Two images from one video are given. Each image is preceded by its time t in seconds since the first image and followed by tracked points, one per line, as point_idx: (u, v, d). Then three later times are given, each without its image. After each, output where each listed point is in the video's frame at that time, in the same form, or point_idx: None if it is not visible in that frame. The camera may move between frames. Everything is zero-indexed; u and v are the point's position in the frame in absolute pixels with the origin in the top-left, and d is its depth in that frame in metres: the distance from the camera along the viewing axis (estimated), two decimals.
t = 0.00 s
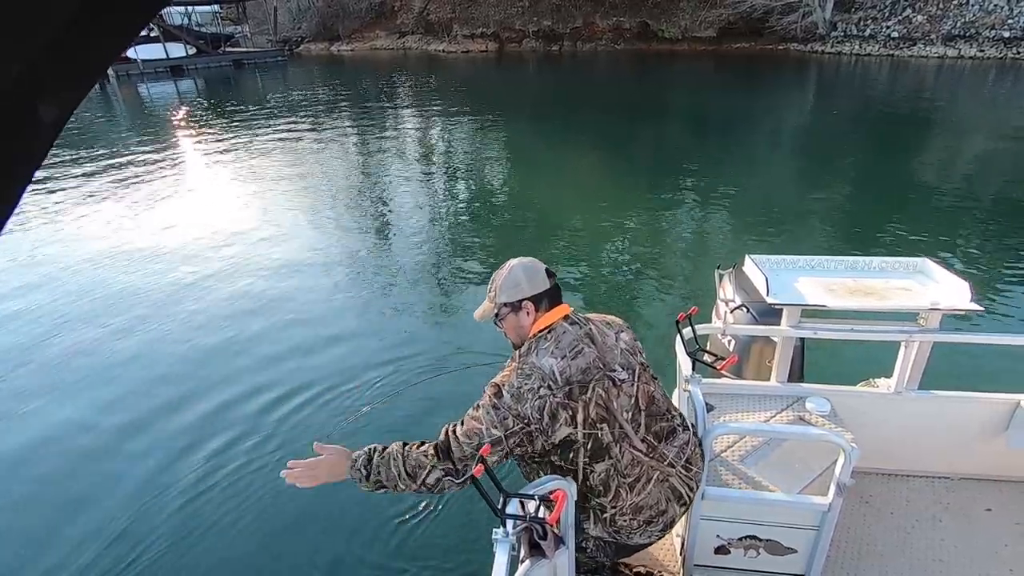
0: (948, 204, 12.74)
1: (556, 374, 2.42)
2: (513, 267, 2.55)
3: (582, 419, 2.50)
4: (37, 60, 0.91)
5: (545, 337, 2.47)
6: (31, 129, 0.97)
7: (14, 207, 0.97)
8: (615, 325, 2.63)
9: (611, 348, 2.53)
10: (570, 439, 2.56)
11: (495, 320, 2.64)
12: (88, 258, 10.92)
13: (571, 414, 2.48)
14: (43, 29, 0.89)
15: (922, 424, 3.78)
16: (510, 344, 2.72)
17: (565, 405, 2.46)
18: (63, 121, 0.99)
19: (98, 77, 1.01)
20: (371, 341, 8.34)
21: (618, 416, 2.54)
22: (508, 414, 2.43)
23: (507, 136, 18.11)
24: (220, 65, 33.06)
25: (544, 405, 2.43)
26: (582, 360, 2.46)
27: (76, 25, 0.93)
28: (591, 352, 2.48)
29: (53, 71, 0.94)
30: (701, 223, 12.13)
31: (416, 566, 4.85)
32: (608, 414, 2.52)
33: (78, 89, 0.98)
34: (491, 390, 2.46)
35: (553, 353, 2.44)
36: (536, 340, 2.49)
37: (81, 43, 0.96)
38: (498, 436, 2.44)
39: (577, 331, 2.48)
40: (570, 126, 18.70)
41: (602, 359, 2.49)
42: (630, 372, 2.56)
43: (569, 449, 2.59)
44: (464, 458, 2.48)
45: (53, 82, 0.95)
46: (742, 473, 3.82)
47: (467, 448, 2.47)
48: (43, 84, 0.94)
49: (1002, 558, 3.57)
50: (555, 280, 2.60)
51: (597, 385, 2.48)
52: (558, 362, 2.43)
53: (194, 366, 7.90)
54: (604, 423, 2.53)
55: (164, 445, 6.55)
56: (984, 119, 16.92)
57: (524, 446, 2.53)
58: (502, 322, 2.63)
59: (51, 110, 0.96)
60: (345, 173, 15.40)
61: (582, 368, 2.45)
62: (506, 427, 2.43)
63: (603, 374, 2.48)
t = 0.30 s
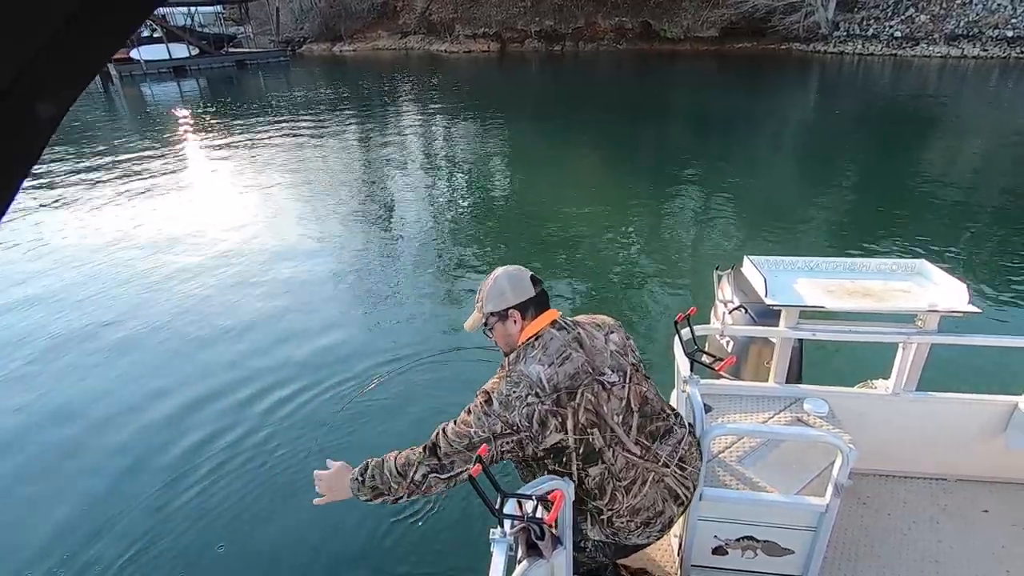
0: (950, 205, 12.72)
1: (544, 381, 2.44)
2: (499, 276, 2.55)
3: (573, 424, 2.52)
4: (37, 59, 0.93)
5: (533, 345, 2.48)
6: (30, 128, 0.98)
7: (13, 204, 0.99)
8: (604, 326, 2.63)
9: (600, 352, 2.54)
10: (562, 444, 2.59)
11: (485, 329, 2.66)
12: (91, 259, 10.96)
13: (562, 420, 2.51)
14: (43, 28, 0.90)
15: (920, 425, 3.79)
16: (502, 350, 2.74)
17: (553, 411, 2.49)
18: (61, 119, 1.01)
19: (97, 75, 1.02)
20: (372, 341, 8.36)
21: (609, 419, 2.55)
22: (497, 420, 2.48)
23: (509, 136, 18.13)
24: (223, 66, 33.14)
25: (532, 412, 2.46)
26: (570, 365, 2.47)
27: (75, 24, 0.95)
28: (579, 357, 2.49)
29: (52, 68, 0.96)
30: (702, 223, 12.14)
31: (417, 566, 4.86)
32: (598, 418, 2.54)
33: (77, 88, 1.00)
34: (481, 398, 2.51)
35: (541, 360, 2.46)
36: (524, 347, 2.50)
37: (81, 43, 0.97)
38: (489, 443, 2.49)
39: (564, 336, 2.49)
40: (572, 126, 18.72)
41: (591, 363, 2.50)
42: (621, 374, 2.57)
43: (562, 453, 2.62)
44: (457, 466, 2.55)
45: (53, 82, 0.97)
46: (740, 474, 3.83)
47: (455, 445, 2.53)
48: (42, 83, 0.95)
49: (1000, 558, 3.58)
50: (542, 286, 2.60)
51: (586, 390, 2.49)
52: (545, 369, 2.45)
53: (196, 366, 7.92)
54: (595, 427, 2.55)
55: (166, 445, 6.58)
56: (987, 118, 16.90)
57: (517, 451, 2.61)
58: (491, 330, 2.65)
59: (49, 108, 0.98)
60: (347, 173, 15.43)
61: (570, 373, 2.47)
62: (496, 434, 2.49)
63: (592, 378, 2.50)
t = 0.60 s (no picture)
0: (954, 204, 12.68)
1: (546, 390, 2.46)
2: (491, 290, 2.59)
3: (577, 431, 2.52)
4: (36, 60, 0.94)
5: (532, 354, 2.51)
6: (31, 130, 0.99)
7: (14, 205, 0.99)
8: (603, 329, 2.64)
9: (600, 356, 2.55)
10: (567, 452, 2.59)
11: (486, 340, 2.71)
12: (95, 258, 11.00)
13: (566, 428, 2.51)
14: (43, 29, 0.91)
15: (921, 424, 3.79)
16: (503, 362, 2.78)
17: (558, 420, 2.49)
18: (61, 120, 1.02)
19: (99, 76, 1.03)
20: (374, 341, 8.35)
21: (612, 423, 2.56)
22: (505, 436, 2.51)
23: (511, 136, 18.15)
24: (226, 66, 33.22)
25: (537, 423, 2.48)
26: (570, 373, 2.48)
27: (75, 23, 0.95)
28: (579, 363, 2.50)
29: (52, 69, 0.97)
30: (706, 223, 12.13)
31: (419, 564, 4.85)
32: (602, 423, 2.54)
33: (78, 89, 1.01)
34: (488, 414, 2.55)
35: (541, 369, 2.48)
36: (523, 358, 2.52)
37: (81, 43, 0.97)
38: (500, 460, 2.51)
39: (564, 343, 2.51)
40: (575, 125, 18.73)
41: (592, 369, 2.51)
42: (622, 377, 2.58)
43: (568, 460, 2.63)
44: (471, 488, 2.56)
45: (53, 81, 0.97)
46: (742, 474, 3.84)
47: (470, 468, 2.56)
48: (43, 84, 0.96)
49: (1002, 558, 3.57)
50: (535, 293, 2.62)
51: (588, 396, 2.50)
52: (546, 378, 2.47)
53: (199, 364, 7.93)
54: (599, 432, 2.55)
55: (168, 443, 6.58)
56: (992, 118, 16.84)
57: (527, 464, 2.62)
58: (491, 340, 2.70)
59: (48, 109, 0.99)
60: (350, 173, 15.46)
61: (571, 381, 2.48)
62: (504, 449, 2.51)
63: (594, 383, 2.50)
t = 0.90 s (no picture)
0: (959, 204, 12.62)
1: (545, 394, 2.46)
2: (484, 298, 2.61)
3: (577, 434, 2.53)
4: (38, 61, 0.90)
5: (531, 358, 2.51)
6: (32, 131, 0.95)
7: (15, 209, 0.96)
8: (602, 331, 2.63)
9: (598, 358, 2.54)
10: (568, 455, 2.59)
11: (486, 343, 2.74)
12: (98, 256, 11.01)
13: (565, 431, 2.52)
14: (42, 28, 0.87)
15: (924, 423, 3.78)
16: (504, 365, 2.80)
17: (557, 424, 2.50)
18: (62, 121, 0.99)
19: (100, 76, 0.99)
20: (377, 339, 8.34)
21: (612, 425, 2.55)
22: (504, 441, 2.51)
23: (515, 135, 18.14)
24: (230, 65, 33.28)
25: (536, 429, 2.49)
26: (568, 376, 2.48)
27: (75, 24, 0.92)
28: (577, 366, 2.50)
29: (53, 73, 0.93)
30: (709, 223, 12.11)
31: (422, 564, 4.82)
32: (601, 426, 2.54)
33: (79, 91, 0.97)
34: (487, 420, 2.56)
35: (539, 374, 2.48)
36: (522, 362, 2.53)
37: (81, 44, 0.94)
38: (500, 465, 2.52)
39: (561, 347, 2.51)
40: (579, 125, 18.74)
41: (591, 371, 2.51)
42: (621, 379, 2.58)
43: (568, 463, 2.63)
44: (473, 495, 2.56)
45: (53, 82, 0.93)
46: (744, 474, 3.84)
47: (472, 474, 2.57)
48: (44, 85, 0.92)
49: (1005, 557, 3.56)
50: (529, 296, 2.60)
51: (588, 399, 2.50)
52: (544, 383, 2.47)
53: (201, 363, 7.91)
54: (599, 435, 2.55)
55: (171, 441, 6.55)
56: (997, 118, 16.78)
57: (529, 468, 2.62)
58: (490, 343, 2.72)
59: (50, 110, 0.95)
60: (353, 173, 15.47)
61: (569, 384, 2.48)
62: (504, 455, 2.52)
63: (592, 386, 2.50)
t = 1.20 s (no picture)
0: (964, 206, 12.58)
1: (543, 388, 2.47)
2: (484, 296, 2.62)
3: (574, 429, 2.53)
4: (38, 60, 0.84)
5: (529, 353, 2.52)
6: (31, 133, 0.89)
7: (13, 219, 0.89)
8: (600, 329, 2.64)
9: (596, 354, 2.55)
10: (565, 451, 2.59)
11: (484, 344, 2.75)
12: (101, 255, 11.00)
13: (563, 426, 2.52)
14: (43, 26, 0.81)
15: (923, 422, 3.77)
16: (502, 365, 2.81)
17: (555, 418, 2.50)
18: (65, 125, 0.92)
19: (102, 76, 0.93)
20: (379, 338, 8.32)
21: (609, 421, 2.56)
22: (502, 435, 2.52)
23: (517, 135, 18.13)
24: (232, 63, 33.29)
25: (533, 422, 2.49)
26: (566, 371, 2.49)
27: (79, 21, 0.85)
28: (575, 361, 2.50)
29: (53, 73, 0.86)
30: (712, 223, 12.09)
31: (426, 564, 4.80)
32: (599, 421, 2.54)
33: (81, 91, 0.91)
34: (485, 414, 2.56)
35: (537, 368, 2.49)
36: (521, 357, 2.54)
37: (82, 43, 0.87)
38: (498, 460, 2.52)
39: (560, 342, 2.52)
40: (582, 125, 18.73)
41: (588, 367, 2.52)
42: (618, 375, 2.59)
43: (566, 459, 2.63)
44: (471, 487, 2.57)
45: (55, 83, 0.87)
46: (743, 473, 3.83)
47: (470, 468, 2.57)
48: (44, 86, 0.86)
49: (1005, 556, 3.55)
50: (528, 294, 2.61)
51: (585, 394, 2.50)
52: (543, 377, 2.48)
53: (203, 361, 7.89)
54: (596, 430, 2.55)
55: (173, 440, 6.52)
56: (1001, 120, 16.74)
57: (526, 464, 2.61)
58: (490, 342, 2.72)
59: (50, 112, 0.89)
60: (356, 172, 15.48)
61: (567, 379, 2.49)
62: (501, 449, 2.52)
63: (590, 381, 2.51)
